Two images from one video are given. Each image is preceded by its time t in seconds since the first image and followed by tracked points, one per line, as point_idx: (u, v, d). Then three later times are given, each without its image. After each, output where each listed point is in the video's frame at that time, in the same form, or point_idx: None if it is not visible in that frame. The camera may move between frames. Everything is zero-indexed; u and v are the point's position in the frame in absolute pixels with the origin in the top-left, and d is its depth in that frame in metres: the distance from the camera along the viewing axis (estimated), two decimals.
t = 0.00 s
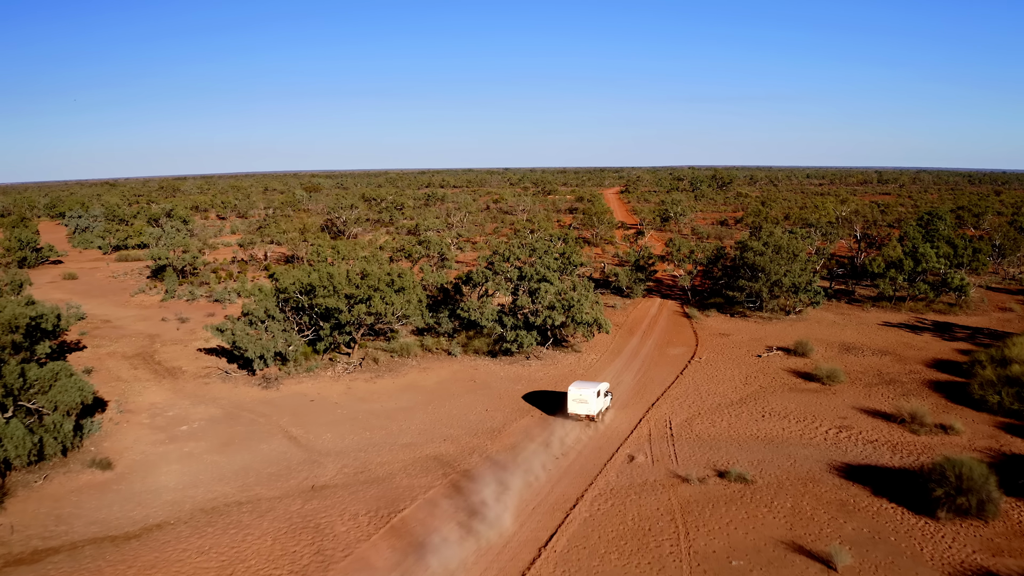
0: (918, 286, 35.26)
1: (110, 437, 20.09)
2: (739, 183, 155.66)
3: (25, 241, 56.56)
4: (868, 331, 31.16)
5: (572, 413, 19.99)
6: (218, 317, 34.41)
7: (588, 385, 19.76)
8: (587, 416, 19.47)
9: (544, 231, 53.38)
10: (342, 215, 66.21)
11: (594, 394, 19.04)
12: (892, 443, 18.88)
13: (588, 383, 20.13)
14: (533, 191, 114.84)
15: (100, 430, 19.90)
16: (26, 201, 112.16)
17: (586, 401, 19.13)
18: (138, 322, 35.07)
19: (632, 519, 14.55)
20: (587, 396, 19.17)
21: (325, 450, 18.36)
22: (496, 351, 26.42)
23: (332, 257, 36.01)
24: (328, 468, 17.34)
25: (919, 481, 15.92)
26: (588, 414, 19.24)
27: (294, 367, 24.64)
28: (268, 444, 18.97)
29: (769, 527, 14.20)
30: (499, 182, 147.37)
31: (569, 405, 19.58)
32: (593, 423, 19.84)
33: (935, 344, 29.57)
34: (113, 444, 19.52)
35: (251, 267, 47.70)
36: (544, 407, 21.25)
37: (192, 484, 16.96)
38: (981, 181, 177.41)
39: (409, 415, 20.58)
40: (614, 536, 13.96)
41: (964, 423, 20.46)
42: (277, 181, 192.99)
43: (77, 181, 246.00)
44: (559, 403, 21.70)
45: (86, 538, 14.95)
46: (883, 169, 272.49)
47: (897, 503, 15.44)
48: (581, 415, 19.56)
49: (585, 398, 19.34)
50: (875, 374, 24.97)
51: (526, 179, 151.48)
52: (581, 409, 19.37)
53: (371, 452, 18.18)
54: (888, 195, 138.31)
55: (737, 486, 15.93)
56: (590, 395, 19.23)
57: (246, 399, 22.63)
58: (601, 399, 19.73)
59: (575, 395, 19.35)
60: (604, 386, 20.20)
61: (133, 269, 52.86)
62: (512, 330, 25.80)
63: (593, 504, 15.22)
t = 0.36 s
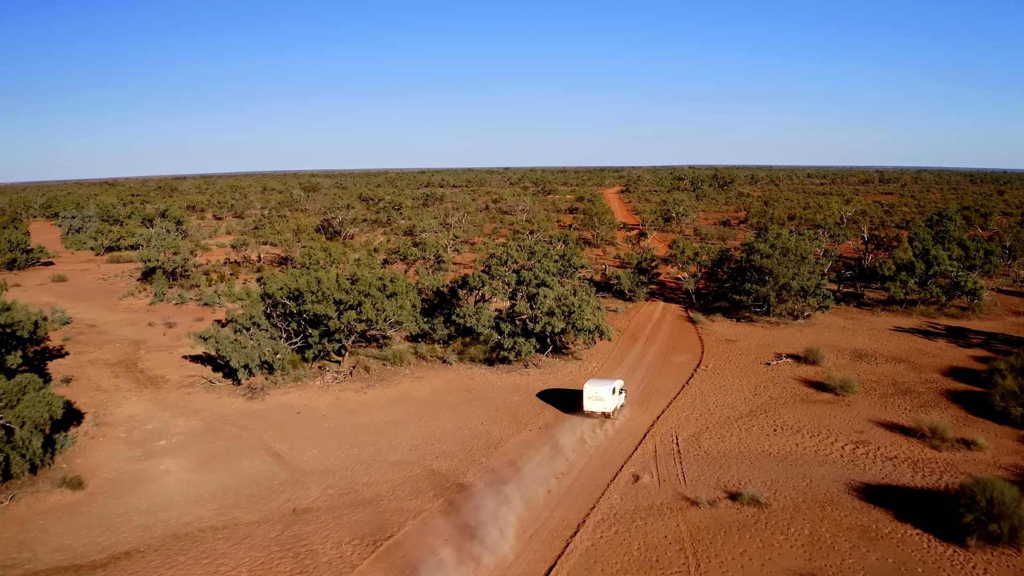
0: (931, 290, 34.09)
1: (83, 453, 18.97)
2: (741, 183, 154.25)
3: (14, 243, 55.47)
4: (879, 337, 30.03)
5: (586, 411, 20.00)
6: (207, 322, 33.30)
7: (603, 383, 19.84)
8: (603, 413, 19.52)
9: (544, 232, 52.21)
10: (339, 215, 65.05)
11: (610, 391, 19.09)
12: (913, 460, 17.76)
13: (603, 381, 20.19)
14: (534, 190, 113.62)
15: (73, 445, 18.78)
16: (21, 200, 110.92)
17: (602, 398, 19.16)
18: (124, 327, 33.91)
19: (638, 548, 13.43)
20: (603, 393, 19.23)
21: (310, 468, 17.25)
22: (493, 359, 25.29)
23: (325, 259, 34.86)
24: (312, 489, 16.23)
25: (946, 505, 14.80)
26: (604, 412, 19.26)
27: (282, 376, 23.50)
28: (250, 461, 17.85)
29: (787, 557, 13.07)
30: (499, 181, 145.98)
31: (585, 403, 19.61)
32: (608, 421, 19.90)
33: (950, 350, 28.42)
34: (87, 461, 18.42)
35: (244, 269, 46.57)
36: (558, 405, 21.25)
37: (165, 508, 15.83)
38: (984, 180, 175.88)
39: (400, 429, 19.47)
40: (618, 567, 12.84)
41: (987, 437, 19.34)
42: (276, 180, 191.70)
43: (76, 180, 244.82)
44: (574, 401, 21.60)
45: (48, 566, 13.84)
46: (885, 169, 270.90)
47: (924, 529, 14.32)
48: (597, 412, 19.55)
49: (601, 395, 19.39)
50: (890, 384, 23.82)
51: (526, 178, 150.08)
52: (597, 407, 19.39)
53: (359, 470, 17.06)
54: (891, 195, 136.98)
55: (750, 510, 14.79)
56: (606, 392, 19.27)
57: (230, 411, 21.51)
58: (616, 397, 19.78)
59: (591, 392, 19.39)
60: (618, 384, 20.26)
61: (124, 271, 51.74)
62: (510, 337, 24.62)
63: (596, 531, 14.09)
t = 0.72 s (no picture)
0: (943, 294, 32.96)
1: (54, 471, 17.82)
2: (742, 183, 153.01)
3: (4, 244, 54.34)
4: (892, 343, 28.90)
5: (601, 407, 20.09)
6: (194, 327, 32.15)
7: (617, 381, 19.91)
8: (618, 411, 19.59)
9: (544, 234, 51.03)
10: (335, 215, 63.91)
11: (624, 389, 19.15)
12: (936, 480, 16.63)
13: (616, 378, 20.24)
14: (534, 190, 112.50)
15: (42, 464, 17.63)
16: (16, 199, 109.75)
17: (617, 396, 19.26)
18: (109, 332, 32.80)
19: None
20: (619, 391, 19.27)
21: (293, 489, 16.13)
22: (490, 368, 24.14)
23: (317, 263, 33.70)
24: (294, 513, 15.10)
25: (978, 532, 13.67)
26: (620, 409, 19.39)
27: (268, 387, 22.39)
28: (230, 481, 16.73)
29: None
30: (499, 181, 144.81)
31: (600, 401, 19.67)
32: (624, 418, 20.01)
33: (966, 357, 27.30)
34: (57, 480, 17.28)
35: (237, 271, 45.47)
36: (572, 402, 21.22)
37: (136, 534, 14.70)
38: (987, 180, 174.29)
39: (391, 445, 18.36)
40: None
41: (1013, 453, 18.21)
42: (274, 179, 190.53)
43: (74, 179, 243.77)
44: (588, 399, 21.46)
45: None
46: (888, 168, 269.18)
47: (954, 559, 13.20)
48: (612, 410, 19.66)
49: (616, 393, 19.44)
50: (906, 395, 22.66)
51: (526, 178, 148.91)
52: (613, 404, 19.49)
53: (345, 492, 15.93)
54: (895, 195, 135.54)
55: (766, 538, 13.67)
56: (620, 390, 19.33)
57: (212, 424, 20.43)
58: (631, 395, 19.88)
59: (606, 390, 19.41)
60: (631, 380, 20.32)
61: (115, 273, 50.59)
62: (507, 345, 23.42)
63: (599, 563, 12.95)
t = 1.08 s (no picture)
0: (957, 298, 31.83)
1: (20, 492, 16.70)
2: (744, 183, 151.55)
3: None
4: (905, 350, 27.78)
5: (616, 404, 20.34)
6: (182, 333, 31.04)
7: (633, 378, 20.22)
8: (634, 408, 19.86)
9: (544, 235, 49.86)
10: (331, 215, 62.75)
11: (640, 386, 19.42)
12: (962, 503, 15.50)
13: (631, 376, 20.54)
14: (534, 189, 111.31)
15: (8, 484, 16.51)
16: (11, 199, 108.71)
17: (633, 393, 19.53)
18: (94, 338, 31.68)
19: None
20: (634, 389, 19.59)
21: (273, 514, 15.02)
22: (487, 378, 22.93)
23: (308, 265, 32.59)
24: (273, 542, 13.98)
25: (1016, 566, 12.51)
26: (636, 406, 19.65)
27: (253, 399, 21.38)
28: (207, 505, 15.63)
29: None
30: (499, 180, 143.60)
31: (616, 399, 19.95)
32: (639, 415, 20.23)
33: (983, 365, 26.16)
34: (22, 502, 16.15)
35: (229, 274, 44.40)
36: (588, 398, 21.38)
37: (102, 565, 13.57)
38: (992, 180, 172.36)
39: (381, 463, 17.28)
40: None
41: None
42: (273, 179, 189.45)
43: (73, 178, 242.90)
44: (594, 405, 20.81)
45: None
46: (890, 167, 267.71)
47: None
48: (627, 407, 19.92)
49: (631, 390, 19.72)
50: (924, 407, 21.52)
51: (526, 177, 147.80)
52: (628, 401, 19.75)
53: (329, 517, 14.84)
54: (898, 194, 134.14)
55: (784, 572, 12.53)
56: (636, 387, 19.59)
57: (192, 439, 19.36)
58: (647, 392, 20.13)
59: (621, 388, 19.71)
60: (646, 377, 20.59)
61: (105, 275, 49.45)
62: (505, 354, 22.25)
63: None
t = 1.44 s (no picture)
0: (971, 303, 30.70)
1: None
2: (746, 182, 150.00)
3: None
4: (920, 358, 26.64)
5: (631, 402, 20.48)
6: (168, 340, 29.90)
7: (647, 376, 20.33)
8: (648, 406, 19.99)
9: (544, 236, 48.65)
10: (327, 216, 61.53)
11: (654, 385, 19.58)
12: (992, 529, 14.36)
13: (645, 374, 20.72)
14: (534, 189, 109.97)
15: None
16: (6, 199, 107.40)
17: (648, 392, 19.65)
18: (77, 345, 30.54)
19: None
20: (648, 386, 19.71)
21: (249, 543, 13.91)
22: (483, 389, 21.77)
23: (300, 269, 31.47)
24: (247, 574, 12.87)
25: None
26: (650, 404, 19.81)
27: (236, 413, 20.32)
28: (179, 531, 14.53)
29: None
30: (499, 180, 142.18)
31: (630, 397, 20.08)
32: (653, 414, 20.25)
33: (1003, 373, 25.01)
34: None
35: (221, 276, 43.27)
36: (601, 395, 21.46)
37: None
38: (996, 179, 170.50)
39: (368, 484, 16.17)
40: None
41: None
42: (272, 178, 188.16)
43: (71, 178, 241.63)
44: (596, 419, 19.73)
45: None
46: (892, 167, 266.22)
47: None
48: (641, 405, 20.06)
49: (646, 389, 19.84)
50: (945, 421, 20.36)
51: (526, 177, 146.38)
52: (643, 399, 19.88)
53: (310, 546, 13.71)
54: (901, 194, 132.70)
55: None
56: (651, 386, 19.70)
57: (170, 456, 18.26)
58: (660, 390, 20.25)
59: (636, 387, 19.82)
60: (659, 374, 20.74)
61: (94, 278, 48.23)
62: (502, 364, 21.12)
63: None
